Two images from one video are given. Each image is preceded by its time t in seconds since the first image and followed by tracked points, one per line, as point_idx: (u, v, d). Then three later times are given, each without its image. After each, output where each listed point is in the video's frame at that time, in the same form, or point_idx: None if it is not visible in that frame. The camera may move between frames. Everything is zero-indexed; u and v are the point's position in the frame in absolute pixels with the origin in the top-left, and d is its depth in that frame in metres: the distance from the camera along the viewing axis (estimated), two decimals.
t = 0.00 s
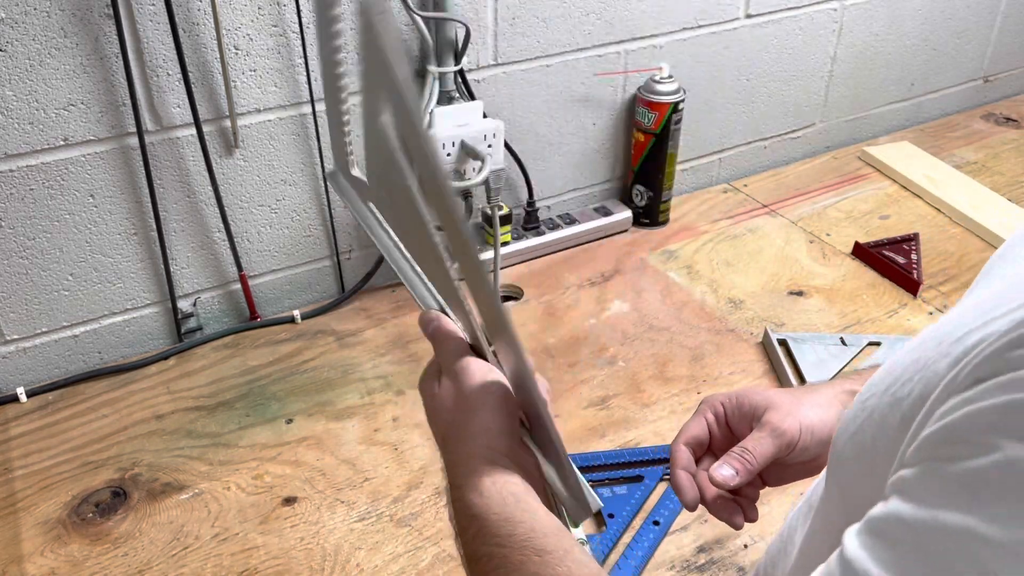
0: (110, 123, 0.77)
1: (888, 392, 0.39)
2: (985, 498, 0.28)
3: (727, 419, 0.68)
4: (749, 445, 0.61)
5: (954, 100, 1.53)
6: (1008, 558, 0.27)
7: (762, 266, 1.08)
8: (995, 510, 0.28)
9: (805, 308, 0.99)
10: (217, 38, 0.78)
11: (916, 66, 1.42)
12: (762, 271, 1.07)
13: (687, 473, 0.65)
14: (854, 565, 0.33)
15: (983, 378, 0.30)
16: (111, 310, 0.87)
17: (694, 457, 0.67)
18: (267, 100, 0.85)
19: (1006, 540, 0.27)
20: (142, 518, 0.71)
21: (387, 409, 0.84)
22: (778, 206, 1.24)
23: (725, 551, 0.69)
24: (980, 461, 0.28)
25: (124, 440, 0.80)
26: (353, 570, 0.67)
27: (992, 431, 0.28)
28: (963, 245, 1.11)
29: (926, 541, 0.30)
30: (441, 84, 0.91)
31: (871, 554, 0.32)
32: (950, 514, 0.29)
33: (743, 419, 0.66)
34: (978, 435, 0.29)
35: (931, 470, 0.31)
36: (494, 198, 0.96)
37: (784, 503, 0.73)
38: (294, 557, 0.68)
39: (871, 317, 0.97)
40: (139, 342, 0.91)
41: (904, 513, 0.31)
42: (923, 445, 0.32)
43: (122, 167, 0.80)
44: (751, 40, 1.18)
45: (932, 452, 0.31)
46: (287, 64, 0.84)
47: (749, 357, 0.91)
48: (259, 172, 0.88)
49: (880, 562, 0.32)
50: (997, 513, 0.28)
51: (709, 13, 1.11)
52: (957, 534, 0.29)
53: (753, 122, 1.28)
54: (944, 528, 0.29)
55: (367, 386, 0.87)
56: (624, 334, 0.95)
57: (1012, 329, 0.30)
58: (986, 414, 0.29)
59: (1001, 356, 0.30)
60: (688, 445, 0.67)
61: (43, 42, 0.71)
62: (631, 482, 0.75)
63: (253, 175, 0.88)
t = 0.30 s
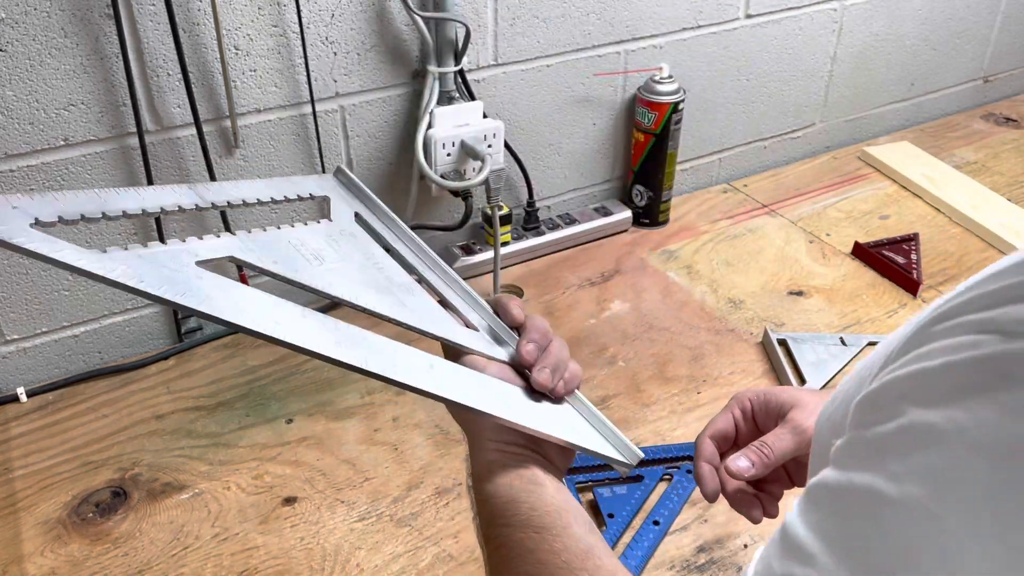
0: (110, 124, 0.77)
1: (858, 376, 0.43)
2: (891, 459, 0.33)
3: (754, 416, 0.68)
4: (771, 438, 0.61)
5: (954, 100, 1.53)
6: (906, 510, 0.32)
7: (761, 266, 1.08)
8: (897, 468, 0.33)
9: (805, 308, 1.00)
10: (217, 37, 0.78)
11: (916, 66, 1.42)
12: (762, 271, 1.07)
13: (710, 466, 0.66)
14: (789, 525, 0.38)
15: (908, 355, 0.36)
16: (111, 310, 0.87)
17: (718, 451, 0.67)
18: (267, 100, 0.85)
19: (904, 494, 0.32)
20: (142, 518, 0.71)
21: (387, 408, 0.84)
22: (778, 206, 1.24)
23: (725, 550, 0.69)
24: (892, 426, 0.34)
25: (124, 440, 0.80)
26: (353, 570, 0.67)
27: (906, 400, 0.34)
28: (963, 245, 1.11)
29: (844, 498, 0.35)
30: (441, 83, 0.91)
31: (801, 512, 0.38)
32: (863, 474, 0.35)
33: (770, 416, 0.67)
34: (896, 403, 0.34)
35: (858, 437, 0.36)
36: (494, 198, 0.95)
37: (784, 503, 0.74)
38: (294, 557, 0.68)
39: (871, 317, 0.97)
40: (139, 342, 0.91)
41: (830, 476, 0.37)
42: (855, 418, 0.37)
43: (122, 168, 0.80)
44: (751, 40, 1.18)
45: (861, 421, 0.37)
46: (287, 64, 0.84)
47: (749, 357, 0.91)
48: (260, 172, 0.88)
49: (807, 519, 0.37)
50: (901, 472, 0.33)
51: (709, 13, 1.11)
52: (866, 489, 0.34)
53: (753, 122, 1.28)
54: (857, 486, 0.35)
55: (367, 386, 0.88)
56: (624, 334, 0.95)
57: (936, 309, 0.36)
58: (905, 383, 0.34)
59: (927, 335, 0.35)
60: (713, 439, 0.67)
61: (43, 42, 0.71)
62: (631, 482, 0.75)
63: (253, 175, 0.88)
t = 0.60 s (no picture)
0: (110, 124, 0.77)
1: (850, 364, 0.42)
2: (857, 438, 0.32)
3: (762, 418, 0.68)
4: (778, 436, 0.62)
5: (954, 100, 1.53)
6: (864, 487, 0.31)
7: (762, 266, 1.08)
8: (860, 447, 0.31)
9: (805, 308, 1.00)
10: (217, 38, 0.78)
11: (916, 66, 1.42)
12: (762, 271, 1.07)
13: (716, 465, 0.65)
14: (762, 506, 0.37)
15: (885, 339, 0.34)
16: (111, 310, 0.87)
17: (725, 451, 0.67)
18: (267, 100, 0.85)
19: (864, 472, 0.31)
20: (142, 518, 0.71)
21: (387, 409, 0.84)
22: (778, 206, 1.24)
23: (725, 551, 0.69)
24: (861, 405, 0.32)
25: (124, 440, 0.80)
26: (353, 570, 0.67)
27: (877, 380, 0.32)
28: (963, 245, 1.11)
29: (811, 477, 0.33)
30: (441, 83, 0.91)
31: (774, 493, 0.36)
32: (831, 453, 0.33)
33: (777, 416, 0.67)
34: (866, 385, 0.33)
35: (832, 419, 0.35)
36: (493, 198, 0.96)
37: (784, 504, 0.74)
38: (294, 557, 0.68)
39: (871, 318, 0.97)
40: (139, 343, 0.91)
41: (802, 456, 0.35)
42: (832, 401, 0.36)
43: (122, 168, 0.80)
44: (751, 40, 1.18)
45: (835, 403, 0.35)
46: (287, 64, 0.84)
47: (749, 357, 0.91)
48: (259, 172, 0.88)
49: (778, 500, 0.35)
50: (863, 451, 0.31)
51: (708, 13, 1.11)
52: (830, 467, 0.32)
53: (753, 122, 1.28)
54: (823, 464, 0.33)
55: (367, 386, 0.87)
56: (624, 334, 0.95)
57: (914, 298, 0.34)
58: (879, 362, 0.33)
59: (903, 321, 0.34)
60: (720, 439, 0.67)
61: (43, 43, 0.71)
62: (631, 482, 0.75)
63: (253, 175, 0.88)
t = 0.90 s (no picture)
0: (110, 124, 0.77)
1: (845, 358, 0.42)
2: (845, 424, 0.32)
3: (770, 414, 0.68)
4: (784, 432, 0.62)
5: (954, 100, 1.53)
6: (850, 473, 0.31)
7: (762, 266, 1.08)
8: (848, 434, 0.32)
9: (805, 308, 0.99)
10: (217, 37, 0.77)
11: (916, 66, 1.42)
12: (762, 271, 1.07)
13: (722, 461, 0.66)
14: (756, 492, 0.37)
15: (877, 329, 0.34)
16: (111, 310, 0.87)
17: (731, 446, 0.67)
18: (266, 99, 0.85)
19: (851, 459, 0.31)
20: (142, 518, 0.71)
21: (387, 409, 0.84)
22: (778, 206, 1.24)
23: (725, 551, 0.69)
24: (849, 393, 0.33)
25: (124, 440, 0.80)
26: (352, 570, 0.67)
27: (865, 369, 0.33)
28: (964, 245, 1.11)
29: (800, 463, 0.34)
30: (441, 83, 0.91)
31: (768, 479, 0.37)
32: (821, 441, 0.33)
33: (785, 413, 0.67)
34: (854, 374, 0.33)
35: (822, 407, 0.35)
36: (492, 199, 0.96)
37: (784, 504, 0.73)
38: (293, 557, 0.68)
39: (871, 318, 0.97)
40: (138, 343, 0.91)
41: (794, 444, 0.35)
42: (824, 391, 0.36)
43: (122, 168, 0.80)
44: (751, 40, 1.18)
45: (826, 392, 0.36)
46: (286, 64, 0.84)
47: (749, 357, 0.91)
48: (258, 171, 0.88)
49: (770, 486, 0.36)
50: (850, 437, 0.32)
51: (709, 12, 1.11)
52: (819, 453, 0.33)
53: (753, 122, 1.28)
54: (812, 451, 0.33)
55: (367, 386, 0.87)
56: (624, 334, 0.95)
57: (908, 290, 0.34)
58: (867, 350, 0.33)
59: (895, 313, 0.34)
60: (727, 434, 0.68)
61: (42, 43, 0.71)
62: (631, 482, 0.75)
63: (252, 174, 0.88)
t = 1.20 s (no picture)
0: (110, 124, 0.77)
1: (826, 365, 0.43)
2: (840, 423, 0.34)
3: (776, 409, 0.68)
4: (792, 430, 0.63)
5: (954, 100, 1.53)
6: (843, 472, 0.32)
7: (762, 266, 1.08)
8: (842, 433, 0.33)
9: (805, 308, 0.99)
10: (217, 38, 0.78)
11: (916, 66, 1.42)
12: (762, 271, 1.07)
13: (725, 455, 0.66)
14: (755, 496, 0.38)
15: (872, 331, 0.36)
16: (111, 310, 0.87)
17: (736, 439, 0.68)
18: (267, 100, 0.85)
19: (844, 458, 0.32)
20: (142, 518, 0.71)
21: (387, 409, 0.84)
22: (778, 206, 1.24)
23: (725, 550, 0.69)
24: (844, 394, 0.34)
25: (124, 440, 0.80)
26: (352, 570, 0.67)
27: (859, 369, 0.34)
28: (964, 245, 1.11)
29: (795, 464, 0.35)
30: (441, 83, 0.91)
31: (765, 483, 0.38)
32: (816, 440, 0.35)
33: (791, 410, 0.67)
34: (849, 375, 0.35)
35: (816, 408, 0.36)
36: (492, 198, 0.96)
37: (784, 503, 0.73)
38: (294, 557, 0.68)
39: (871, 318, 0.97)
40: (138, 343, 0.91)
41: (790, 445, 0.36)
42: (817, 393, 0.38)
43: (122, 168, 0.80)
44: (751, 40, 1.18)
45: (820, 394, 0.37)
46: (287, 64, 0.84)
47: (749, 357, 0.91)
48: (259, 172, 0.88)
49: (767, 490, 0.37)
50: (844, 436, 0.33)
51: (709, 12, 1.11)
52: (813, 453, 0.34)
53: (753, 123, 1.28)
54: (806, 451, 0.35)
55: (367, 386, 0.87)
56: (624, 334, 0.95)
57: (903, 292, 0.36)
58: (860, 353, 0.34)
59: (891, 314, 0.36)
60: (732, 429, 0.68)
61: (43, 42, 0.71)
62: (631, 482, 0.75)
63: (252, 175, 0.88)
